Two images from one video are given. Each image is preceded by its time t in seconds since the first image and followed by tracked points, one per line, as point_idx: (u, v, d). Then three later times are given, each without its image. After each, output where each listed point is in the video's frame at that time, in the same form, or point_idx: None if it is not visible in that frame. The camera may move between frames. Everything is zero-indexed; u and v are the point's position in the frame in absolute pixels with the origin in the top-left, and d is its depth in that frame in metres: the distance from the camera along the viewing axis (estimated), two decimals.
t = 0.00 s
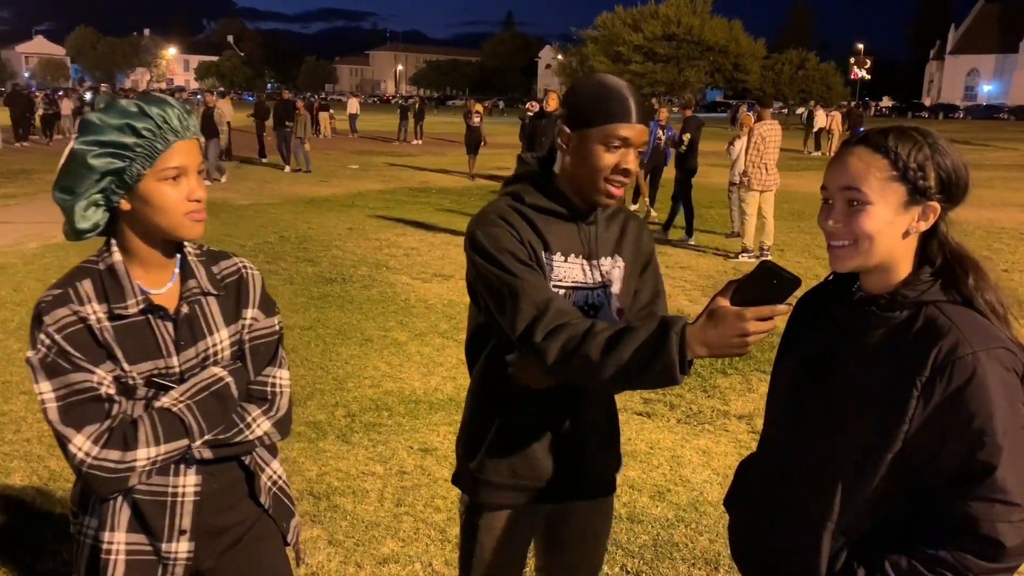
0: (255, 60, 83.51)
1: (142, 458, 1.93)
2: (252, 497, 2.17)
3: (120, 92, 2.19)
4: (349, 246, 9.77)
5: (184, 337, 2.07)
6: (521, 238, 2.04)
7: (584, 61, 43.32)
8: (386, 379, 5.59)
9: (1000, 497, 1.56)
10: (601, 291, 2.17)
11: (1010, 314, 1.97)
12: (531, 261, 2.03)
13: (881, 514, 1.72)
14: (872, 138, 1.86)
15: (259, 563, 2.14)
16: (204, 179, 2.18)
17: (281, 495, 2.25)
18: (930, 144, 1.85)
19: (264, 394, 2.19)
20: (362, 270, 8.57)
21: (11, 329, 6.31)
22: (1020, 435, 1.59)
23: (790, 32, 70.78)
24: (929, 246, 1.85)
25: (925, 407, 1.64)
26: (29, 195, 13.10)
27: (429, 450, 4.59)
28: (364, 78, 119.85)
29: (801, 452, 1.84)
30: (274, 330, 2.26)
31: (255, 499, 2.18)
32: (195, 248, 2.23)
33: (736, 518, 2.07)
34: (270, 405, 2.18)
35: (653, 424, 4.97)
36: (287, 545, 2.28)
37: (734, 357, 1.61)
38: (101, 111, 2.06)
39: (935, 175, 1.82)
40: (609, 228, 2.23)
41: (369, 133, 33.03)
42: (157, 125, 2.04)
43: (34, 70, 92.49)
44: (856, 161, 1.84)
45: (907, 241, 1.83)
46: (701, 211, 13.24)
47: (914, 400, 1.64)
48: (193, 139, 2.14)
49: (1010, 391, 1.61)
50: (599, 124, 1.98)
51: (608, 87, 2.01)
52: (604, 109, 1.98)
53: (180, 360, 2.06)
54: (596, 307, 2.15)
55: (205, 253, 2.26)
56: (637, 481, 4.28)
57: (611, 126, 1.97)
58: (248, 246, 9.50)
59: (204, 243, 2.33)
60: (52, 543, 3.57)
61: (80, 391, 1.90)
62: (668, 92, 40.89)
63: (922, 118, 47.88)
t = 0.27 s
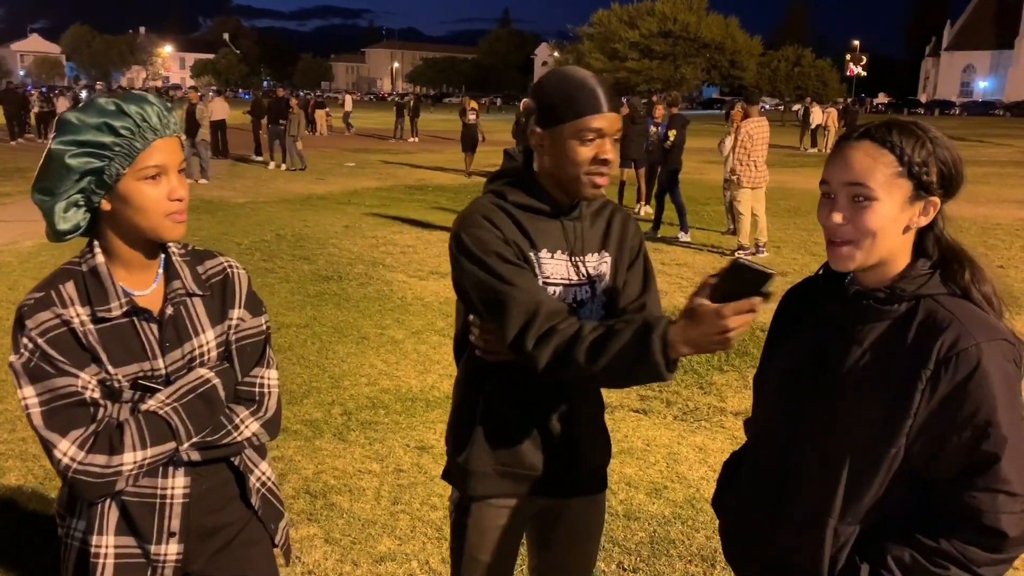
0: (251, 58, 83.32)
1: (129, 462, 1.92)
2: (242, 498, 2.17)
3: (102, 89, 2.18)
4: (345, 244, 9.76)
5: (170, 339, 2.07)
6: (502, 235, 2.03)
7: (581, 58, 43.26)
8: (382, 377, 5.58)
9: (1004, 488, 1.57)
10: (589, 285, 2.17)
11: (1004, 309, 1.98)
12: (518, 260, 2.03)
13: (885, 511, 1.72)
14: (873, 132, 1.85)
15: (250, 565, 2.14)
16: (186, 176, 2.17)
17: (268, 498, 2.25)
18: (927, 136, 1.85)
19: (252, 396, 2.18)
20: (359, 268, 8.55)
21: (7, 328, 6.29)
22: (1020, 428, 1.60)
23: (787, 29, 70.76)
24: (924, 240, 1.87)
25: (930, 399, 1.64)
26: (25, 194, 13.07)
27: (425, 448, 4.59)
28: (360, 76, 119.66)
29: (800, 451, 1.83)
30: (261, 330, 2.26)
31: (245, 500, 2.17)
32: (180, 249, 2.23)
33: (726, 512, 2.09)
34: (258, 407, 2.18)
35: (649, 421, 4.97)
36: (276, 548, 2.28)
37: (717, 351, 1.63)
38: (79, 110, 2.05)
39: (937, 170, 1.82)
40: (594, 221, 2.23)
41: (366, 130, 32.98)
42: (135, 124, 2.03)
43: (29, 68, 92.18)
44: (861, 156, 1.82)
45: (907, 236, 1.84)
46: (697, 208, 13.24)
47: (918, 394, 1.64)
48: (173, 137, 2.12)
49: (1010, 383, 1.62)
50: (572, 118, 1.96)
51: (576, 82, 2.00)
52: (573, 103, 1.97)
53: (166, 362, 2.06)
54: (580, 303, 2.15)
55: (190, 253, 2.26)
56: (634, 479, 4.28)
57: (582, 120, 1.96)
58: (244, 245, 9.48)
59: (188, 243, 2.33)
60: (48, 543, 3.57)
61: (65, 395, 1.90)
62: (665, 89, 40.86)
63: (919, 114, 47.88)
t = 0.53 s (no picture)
0: (249, 56, 83.24)
1: (118, 467, 1.91)
2: (237, 506, 2.17)
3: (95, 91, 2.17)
4: (344, 243, 9.75)
5: (162, 343, 2.06)
6: (482, 242, 2.03)
7: (579, 57, 43.24)
8: (380, 376, 5.58)
9: (1006, 491, 1.57)
10: (573, 291, 2.16)
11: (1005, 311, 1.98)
12: (498, 270, 2.04)
13: (891, 516, 1.71)
14: (879, 136, 1.84)
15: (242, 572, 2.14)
16: (176, 180, 2.16)
17: (263, 507, 2.24)
18: (928, 140, 1.84)
19: (245, 401, 2.17)
20: (357, 267, 8.54)
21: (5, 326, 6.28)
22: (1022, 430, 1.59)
23: (785, 27, 70.76)
24: (920, 245, 1.86)
25: (930, 403, 1.64)
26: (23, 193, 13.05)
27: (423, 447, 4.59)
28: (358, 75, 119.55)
29: (801, 457, 1.83)
30: (256, 334, 2.25)
31: (240, 508, 2.17)
32: (174, 252, 2.22)
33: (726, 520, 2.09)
34: (252, 412, 2.17)
35: (648, 420, 4.97)
36: (268, 557, 2.27)
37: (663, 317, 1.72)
38: (69, 111, 2.05)
39: (938, 174, 1.83)
40: (579, 223, 2.23)
41: (364, 129, 32.95)
42: (123, 126, 2.02)
43: (27, 66, 92.03)
44: (866, 158, 1.81)
45: (906, 240, 1.84)
46: (696, 207, 13.24)
47: (920, 396, 1.64)
48: (162, 139, 2.12)
49: (1010, 385, 1.62)
50: (550, 115, 1.98)
51: (554, 78, 2.01)
52: (552, 98, 1.98)
53: (159, 366, 2.05)
54: (564, 308, 2.14)
55: (185, 257, 2.25)
56: (632, 478, 4.28)
57: (563, 115, 1.97)
58: (242, 243, 9.46)
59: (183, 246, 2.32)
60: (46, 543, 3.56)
61: (54, 399, 1.89)
62: (664, 87, 40.84)
63: (917, 112, 47.87)
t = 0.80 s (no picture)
0: (251, 57, 83.33)
1: (112, 471, 1.91)
2: (231, 513, 2.17)
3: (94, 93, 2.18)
4: (345, 243, 9.75)
5: (158, 347, 2.06)
6: (490, 248, 2.03)
7: (581, 59, 43.25)
8: (381, 377, 5.58)
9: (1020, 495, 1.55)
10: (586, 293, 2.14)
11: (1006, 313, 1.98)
12: (506, 278, 2.05)
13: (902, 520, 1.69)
14: (877, 138, 1.83)
15: None
16: (173, 182, 2.15)
17: (255, 515, 2.25)
18: (925, 142, 1.84)
19: (244, 407, 2.17)
20: (358, 267, 8.55)
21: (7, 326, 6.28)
22: None
23: (787, 29, 70.72)
24: (925, 248, 1.85)
25: (944, 407, 1.63)
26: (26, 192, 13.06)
27: (424, 448, 4.59)
28: (360, 76, 119.64)
29: (808, 464, 1.82)
30: (256, 339, 2.25)
31: (234, 516, 2.18)
32: (170, 255, 2.22)
33: (725, 525, 2.07)
34: (251, 418, 2.17)
35: (649, 422, 4.96)
36: (257, 565, 2.27)
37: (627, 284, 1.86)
38: (66, 113, 2.05)
39: (938, 176, 1.82)
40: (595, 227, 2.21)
41: (366, 130, 32.97)
42: (120, 128, 2.02)
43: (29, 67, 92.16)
44: (868, 162, 1.80)
45: (909, 243, 1.83)
46: (697, 208, 13.23)
47: (935, 400, 1.64)
48: (158, 141, 2.10)
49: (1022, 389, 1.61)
50: (567, 121, 1.97)
51: (576, 83, 2.00)
52: (572, 105, 1.97)
53: (154, 370, 2.05)
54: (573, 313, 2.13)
55: (182, 260, 2.25)
56: (633, 479, 4.28)
57: (578, 124, 1.96)
58: (243, 244, 9.46)
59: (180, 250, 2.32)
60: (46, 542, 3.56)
61: (48, 403, 1.89)
62: (666, 89, 40.83)
63: (920, 114, 47.83)
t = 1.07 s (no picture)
0: (257, 61, 83.56)
1: (118, 475, 1.91)
2: (235, 514, 2.17)
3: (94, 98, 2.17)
4: (349, 247, 9.76)
5: (160, 350, 2.07)
6: (510, 244, 2.05)
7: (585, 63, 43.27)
8: (385, 381, 5.58)
9: None
10: (606, 295, 2.10)
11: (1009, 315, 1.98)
12: (527, 272, 2.05)
13: (912, 524, 1.70)
14: (880, 143, 1.84)
15: None
16: (178, 184, 2.17)
17: (258, 516, 2.24)
18: (930, 147, 1.85)
19: (246, 406, 2.18)
20: (363, 271, 8.56)
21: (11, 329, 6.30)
22: None
23: (792, 34, 70.65)
24: (930, 254, 1.85)
25: (957, 413, 1.63)
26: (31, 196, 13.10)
27: (427, 451, 4.59)
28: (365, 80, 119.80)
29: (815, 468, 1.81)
30: (256, 339, 2.26)
31: (237, 517, 2.17)
32: (171, 258, 2.23)
33: (722, 528, 2.07)
34: (253, 418, 2.17)
35: (652, 426, 4.96)
36: (260, 564, 2.25)
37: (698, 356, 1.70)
38: (72, 121, 2.04)
39: (944, 180, 1.82)
40: (620, 232, 2.18)
41: (371, 134, 33.01)
42: (130, 134, 2.03)
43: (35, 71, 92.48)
44: (873, 167, 1.80)
45: (914, 247, 1.83)
46: (701, 212, 13.22)
47: (947, 405, 1.64)
48: (166, 145, 2.13)
49: None
50: (591, 123, 1.99)
51: (601, 86, 2.04)
52: (596, 107, 1.99)
53: (158, 373, 2.05)
54: (598, 314, 2.09)
55: (183, 262, 2.26)
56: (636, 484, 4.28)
57: (600, 127, 1.98)
58: (247, 247, 9.48)
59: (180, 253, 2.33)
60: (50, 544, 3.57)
61: (51, 408, 1.89)
62: (670, 93, 40.80)
63: (925, 119, 47.70)
